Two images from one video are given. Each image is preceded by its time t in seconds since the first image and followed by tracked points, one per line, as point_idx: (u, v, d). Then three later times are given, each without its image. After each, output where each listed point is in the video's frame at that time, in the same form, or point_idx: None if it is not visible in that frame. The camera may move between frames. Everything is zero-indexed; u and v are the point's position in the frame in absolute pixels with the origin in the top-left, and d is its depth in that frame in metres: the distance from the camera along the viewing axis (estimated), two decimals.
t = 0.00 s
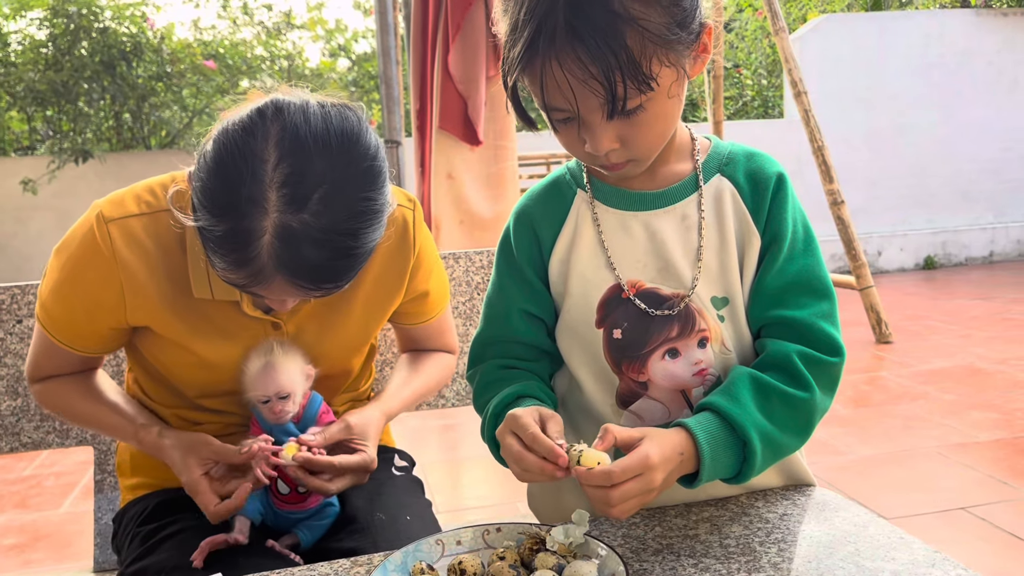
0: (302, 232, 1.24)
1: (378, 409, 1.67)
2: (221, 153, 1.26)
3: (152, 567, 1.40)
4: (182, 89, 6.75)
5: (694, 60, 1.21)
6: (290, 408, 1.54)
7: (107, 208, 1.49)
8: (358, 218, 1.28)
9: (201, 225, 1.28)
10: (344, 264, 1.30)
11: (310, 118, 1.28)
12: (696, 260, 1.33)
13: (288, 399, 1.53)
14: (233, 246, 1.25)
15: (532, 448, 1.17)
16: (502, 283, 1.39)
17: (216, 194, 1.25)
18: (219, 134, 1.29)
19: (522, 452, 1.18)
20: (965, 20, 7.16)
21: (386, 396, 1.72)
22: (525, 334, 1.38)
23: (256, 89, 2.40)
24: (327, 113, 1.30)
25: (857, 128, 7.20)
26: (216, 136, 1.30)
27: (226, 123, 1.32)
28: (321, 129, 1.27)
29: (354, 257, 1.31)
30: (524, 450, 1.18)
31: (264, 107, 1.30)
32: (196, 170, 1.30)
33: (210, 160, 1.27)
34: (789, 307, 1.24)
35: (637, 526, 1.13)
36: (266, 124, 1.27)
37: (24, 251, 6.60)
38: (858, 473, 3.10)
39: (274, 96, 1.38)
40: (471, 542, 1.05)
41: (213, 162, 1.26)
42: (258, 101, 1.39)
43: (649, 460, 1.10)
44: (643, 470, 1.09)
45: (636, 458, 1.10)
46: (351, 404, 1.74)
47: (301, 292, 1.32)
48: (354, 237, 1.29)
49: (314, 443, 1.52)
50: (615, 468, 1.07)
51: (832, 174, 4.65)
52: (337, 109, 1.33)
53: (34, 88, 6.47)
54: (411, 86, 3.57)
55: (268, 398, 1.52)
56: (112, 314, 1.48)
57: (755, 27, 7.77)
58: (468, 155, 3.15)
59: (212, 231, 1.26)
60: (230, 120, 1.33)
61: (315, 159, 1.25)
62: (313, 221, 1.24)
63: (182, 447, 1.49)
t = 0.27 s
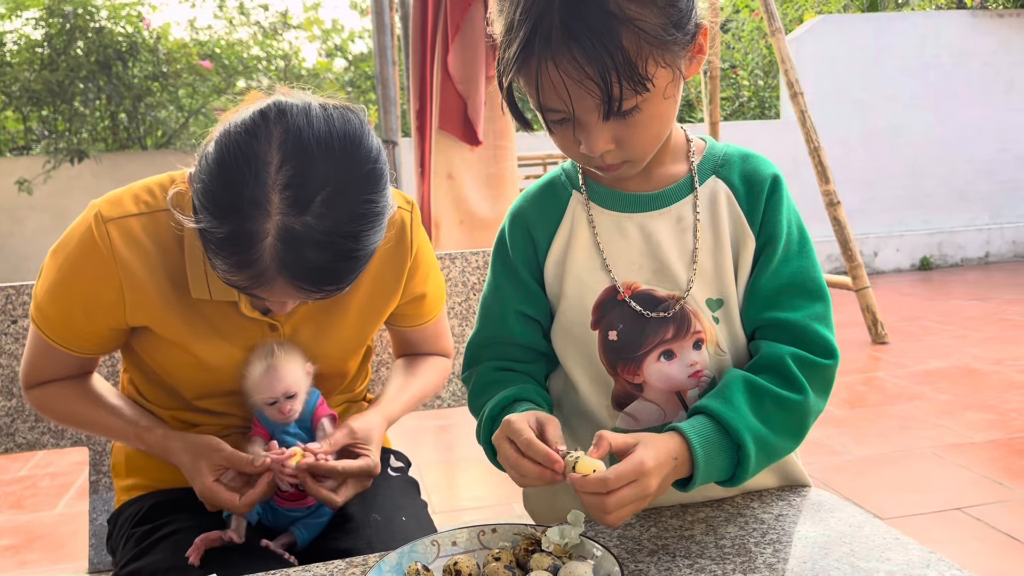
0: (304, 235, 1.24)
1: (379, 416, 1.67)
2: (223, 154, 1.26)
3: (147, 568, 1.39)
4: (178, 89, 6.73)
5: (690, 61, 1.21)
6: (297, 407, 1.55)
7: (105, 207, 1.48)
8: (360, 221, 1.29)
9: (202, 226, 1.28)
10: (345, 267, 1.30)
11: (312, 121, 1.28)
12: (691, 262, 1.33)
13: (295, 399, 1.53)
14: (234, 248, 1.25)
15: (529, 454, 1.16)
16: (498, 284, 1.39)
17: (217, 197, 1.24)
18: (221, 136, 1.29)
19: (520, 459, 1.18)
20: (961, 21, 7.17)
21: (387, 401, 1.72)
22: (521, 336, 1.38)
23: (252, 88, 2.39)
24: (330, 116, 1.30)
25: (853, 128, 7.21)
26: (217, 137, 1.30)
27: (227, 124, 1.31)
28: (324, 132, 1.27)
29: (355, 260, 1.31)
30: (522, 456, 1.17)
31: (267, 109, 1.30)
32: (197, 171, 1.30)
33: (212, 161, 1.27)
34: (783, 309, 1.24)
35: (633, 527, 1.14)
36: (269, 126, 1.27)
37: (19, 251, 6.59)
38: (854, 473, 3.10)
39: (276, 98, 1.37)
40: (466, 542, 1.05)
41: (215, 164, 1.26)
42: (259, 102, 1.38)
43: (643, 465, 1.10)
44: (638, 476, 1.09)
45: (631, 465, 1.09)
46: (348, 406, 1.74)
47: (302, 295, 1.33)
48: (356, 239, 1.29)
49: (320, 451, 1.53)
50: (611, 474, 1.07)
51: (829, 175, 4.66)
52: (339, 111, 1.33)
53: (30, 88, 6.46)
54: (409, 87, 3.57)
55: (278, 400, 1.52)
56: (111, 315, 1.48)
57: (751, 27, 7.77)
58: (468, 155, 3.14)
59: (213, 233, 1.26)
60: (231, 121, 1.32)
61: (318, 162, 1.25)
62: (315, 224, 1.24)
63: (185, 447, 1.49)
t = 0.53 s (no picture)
0: (302, 238, 1.24)
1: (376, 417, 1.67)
2: (219, 157, 1.25)
3: (142, 569, 1.39)
4: (175, 89, 6.71)
5: (683, 61, 1.21)
6: (291, 410, 1.55)
7: (101, 207, 1.48)
8: (357, 224, 1.29)
9: (199, 229, 1.28)
10: (342, 270, 1.30)
11: (310, 124, 1.28)
12: (684, 265, 1.33)
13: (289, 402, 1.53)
14: (232, 252, 1.25)
15: (511, 467, 1.16)
16: (491, 286, 1.39)
17: (214, 200, 1.24)
18: (217, 138, 1.29)
19: (503, 473, 1.18)
20: (957, 21, 7.18)
21: (383, 402, 1.72)
22: (515, 338, 1.38)
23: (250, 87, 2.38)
24: (327, 118, 1.30)
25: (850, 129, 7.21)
26: (214, 139, 1.29)
27: (224, 126, 1.31)
28: (321, 134, 1.27)
29: (353, 263, 1.31)
30: (504, 469, 1.17)
31: (264, 112, 1.30)
32: (194, 174, 1.30)
33: (209, 164, 1.26)
34: (776, 313, 1.24)
35: (629, 528, 1.13)
36: (266, 129, 1.26)
37: (16, 251, 6.57)
38: (851, 473, 3.11)
39: (272, 101, 1.37)
40: (462, 543, 1.05)
41: (211, 167, 1.26)
42: (256, 104, 1.38)
43: (626, 478, 1.09)
44: (621, 490, 1.08)
45: (614, 479, 1.08)
46: (345, 407, 1.73)
47: (299, 298, 1.33)
48: (353, 242, 1.29)
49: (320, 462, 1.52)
50: (592, 488, 1.06)
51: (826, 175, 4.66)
52: (336, 113, 1.32)
53: (26, 88, 6.45)
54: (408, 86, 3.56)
55: (273, 404, 1.52)
56: (107, 316, 1.48)
57: (749, 28, 7.78)
58: (468, 155, 3.13)
59: (211, 236, 1.26)
60: (228, 123, 1.32)
61: (316, 165, 1.25)
62: (314, 228, 1.25)
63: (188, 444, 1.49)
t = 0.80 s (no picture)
0: (303, 240, 1.25)
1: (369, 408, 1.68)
2: (218, 159, 1.25)
3: (141, 568, 1.39)
4: (173, 88, 6.71)
5: (676, 60, 1.21)
6: (282, 406, 1.54)
7: (99, 205, 1.48)
8: (358, 225, 1.29)
9: (200, 232, 1.28)
10: (344, 270, 1.31)
11: (309, 125, 1.27)
12: (680, 264, 1.33)
13: (279, 395, 1.53)
14: (234, 255, 1.25)
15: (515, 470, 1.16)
16: (484, 286, 1.39)
17: (215, 203, 1.24)
18: (216, 140, 1.28)
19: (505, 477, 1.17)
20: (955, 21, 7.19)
21: (378, 393, 1.73)
22: (509, 339, 1.37)
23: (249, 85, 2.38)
24: (326, 118, 1.30)
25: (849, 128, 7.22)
26: (212, 141, 1.28)
27: (222, 127, 1.30)
28: (321, 135, 1.27)
29: (354, 263, 1.32)
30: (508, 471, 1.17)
31: (262, 112, 1.29)
32: (193, 176, 1.29)
33: (208, 166, 1.26)
34: (774, 311, 1.24)
35: (628, 525, 1.14)
36: (265, 131, 1.26)
37: (14, 251, 6.57)
38: (849, 472, 3.11)
39: (269, 100, 1.36)
40: (461, 541, 1.05)
41: (210, 169, 1.25)
42: (253, 103, 1.37)
43: (619, 483, 1.08)
44: (614, 495, 1.07)
45: (606, 485, 1.07)
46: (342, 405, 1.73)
47: (301, 298, 1.34)
48: (355, 243, 1.30)
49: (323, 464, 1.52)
50: (585, 498, 1.06)
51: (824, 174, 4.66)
52: (335, 113, 1.32)
53: (24, 86, 6.44)
54: (407, 85, 3.56)
55: (262, 399, 1.51)
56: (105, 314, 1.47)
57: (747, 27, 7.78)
58: (469, 154, 3.13)
59: (212, 239, 1.26)
60: (225, 124, 1.31)
61: (316, 167, 1.25)
62: (315, 230, 1.25)
63: (189, 440, 1.49)
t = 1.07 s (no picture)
0: (308, 240, 1.25)
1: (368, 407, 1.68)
2: (221, 160, 1.24)
3: (140, 566, 1.38)
4: (172, 87, 6.70)
5: (673, 59, 1.21)
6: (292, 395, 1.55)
7: (97, 203, 1.47)
8: (362, 224, 1.29)
9: (203, 232, 1.27)
10: (347, 268, 1.31)
11: (311, 125, 1.27)
12: (678, 263, 1.33)
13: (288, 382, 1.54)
14: (239, 255, 1.25)
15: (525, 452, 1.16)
16: (475, 285, 1.38)
17: (219, 204, 1.24)
18: (217, 140, 1.27)
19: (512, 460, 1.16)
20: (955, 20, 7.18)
21: (373, 387, 1.73)
22: (497, 338, 1.36)
23: (248, 84, 2.38)
24: (328, 118, 1.30)
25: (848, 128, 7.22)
26: (214, 141, 1.28)
27: (223, 127, 1.29)
28: (324, 135, 1.27)
29: (357, 261, 1.32)
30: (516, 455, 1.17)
31: (264, 112, 1.28)
32: (194, 177, 1.29)
33: (210, 167, 1.25)
34: (774, 310, 1.24)
35: (627, 524, 1.13)
36: (268, 131, 1.26)
37: (12, 250, 6.56)
38: (848, 471, 3.11)
39: (269, 100, 1.36)
40: (461, 539, 1.05)
41: (213, 170, 1.25)
42: (253, 103, 1.36)
43: (615, 473, 1.10)
44: (609, 485, 1.10)
45: (602, 475, 1.10)
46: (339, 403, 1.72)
47: (305, 296, 1.34)
48: (359, 241, 1.30)
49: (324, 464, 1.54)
50: (580, 486, 1.09)
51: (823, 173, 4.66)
52: (336, 112, 1.31)
53: (23, 86, 6.44)
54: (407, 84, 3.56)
55: (273, 386, 1.51)
56: (103, 313, 1.47)
57: (746, 26, 7.77)
58: (469, 152, 3.13)
59: (216, 239, 1.26)
60: (226, 124, 1.30)
61: (320, 166, 1.25)
62: (320, 229, 1.25)
63: (188, 438, 1.49)
